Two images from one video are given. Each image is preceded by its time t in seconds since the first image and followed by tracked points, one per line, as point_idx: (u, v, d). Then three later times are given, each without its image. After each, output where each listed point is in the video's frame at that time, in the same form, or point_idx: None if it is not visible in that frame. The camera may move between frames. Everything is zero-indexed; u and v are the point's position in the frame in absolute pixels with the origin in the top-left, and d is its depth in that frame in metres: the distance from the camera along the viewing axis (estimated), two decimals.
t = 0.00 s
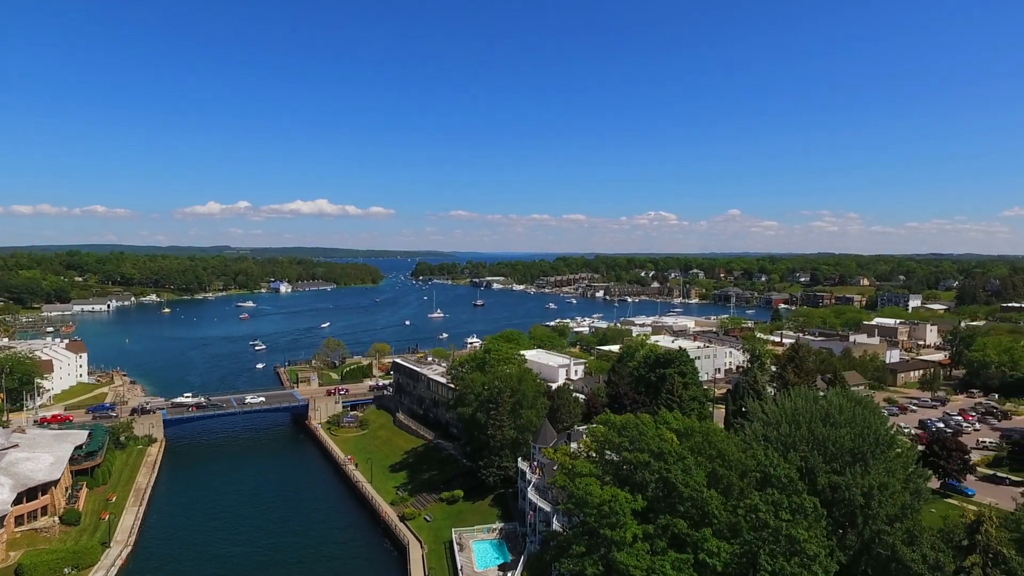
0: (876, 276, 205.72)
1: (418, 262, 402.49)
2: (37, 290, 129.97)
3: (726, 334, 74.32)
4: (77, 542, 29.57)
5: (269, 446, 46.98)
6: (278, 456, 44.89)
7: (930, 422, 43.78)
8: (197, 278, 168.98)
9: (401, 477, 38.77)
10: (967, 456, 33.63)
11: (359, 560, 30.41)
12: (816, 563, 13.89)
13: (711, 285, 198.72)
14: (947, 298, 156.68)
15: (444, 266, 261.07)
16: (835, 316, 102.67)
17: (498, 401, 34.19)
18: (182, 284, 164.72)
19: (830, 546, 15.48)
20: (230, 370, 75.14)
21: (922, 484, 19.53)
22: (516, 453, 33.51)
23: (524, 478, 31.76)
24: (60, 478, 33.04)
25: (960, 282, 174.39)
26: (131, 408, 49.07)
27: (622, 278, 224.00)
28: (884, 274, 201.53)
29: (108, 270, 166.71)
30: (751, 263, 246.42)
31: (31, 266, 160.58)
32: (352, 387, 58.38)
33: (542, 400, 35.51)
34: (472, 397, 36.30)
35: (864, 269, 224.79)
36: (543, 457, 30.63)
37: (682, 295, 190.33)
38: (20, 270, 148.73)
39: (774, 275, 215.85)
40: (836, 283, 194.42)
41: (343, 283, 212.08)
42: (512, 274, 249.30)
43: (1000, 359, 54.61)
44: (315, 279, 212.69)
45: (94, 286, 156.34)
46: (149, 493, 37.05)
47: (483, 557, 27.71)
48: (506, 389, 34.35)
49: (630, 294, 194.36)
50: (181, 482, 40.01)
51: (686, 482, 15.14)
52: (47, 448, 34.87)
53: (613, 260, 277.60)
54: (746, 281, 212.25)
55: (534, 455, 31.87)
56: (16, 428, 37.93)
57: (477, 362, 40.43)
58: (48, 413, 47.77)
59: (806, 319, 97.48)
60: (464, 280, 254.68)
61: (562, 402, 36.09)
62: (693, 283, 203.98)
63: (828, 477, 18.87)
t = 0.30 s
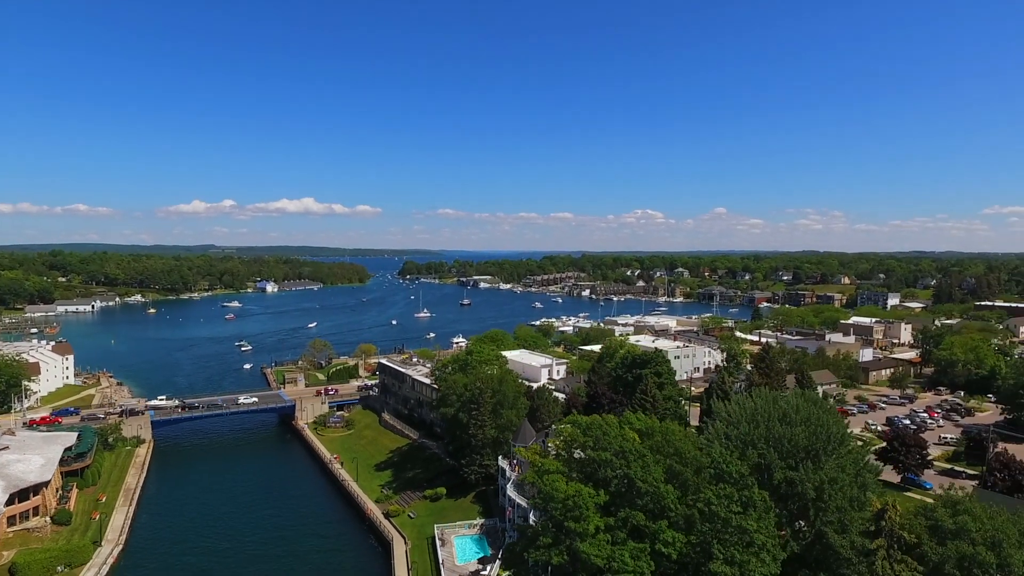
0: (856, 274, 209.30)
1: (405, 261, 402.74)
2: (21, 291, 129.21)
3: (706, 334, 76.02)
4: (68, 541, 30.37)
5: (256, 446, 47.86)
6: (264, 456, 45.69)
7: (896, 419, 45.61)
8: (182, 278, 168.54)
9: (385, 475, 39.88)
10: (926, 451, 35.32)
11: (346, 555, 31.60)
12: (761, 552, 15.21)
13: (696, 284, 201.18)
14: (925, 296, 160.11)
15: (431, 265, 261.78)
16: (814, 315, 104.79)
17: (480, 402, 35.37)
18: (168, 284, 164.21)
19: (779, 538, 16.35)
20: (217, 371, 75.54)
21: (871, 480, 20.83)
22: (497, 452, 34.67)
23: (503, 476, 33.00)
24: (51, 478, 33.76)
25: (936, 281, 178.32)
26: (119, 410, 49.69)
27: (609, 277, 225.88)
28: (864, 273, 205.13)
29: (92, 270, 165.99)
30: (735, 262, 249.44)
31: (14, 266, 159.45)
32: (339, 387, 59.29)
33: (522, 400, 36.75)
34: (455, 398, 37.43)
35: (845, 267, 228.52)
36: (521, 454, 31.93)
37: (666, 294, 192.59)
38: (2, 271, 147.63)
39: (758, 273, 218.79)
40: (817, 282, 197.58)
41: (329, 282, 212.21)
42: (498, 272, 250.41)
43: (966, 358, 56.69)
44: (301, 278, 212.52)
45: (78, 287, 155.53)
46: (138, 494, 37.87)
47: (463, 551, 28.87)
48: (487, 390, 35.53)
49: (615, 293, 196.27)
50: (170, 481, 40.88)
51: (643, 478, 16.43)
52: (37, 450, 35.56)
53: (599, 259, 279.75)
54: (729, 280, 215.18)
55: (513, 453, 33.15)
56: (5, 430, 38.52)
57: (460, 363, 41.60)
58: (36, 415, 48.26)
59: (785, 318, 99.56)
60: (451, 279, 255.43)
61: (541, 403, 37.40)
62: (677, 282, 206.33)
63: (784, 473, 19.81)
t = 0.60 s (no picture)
0: (835, 273, 213.06)
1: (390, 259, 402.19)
2: None
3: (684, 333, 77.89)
4: (57, 541, 31.21)
5: (240, 447, 48.71)
6: (248, 456, 46.56)
7: (860, 415, 47.60)
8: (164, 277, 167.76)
9: (368, 474, 41.04)
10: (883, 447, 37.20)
11: (330, 550, 32.82)
12: (709, 541, 16.57)
13: (678, 283, 203.71)
14: (899, 295, 163.94)
15: (416, 264, 262.23)
16: (790, 314, 107.29)
17: (459, 402, 36.63)
18: (149, 284, 163.34)
19: (727, 528, 17.61)
20: (200, 372, 76.06)
21: (818, 476, 22.33)
22: (476, 451, 35.95)
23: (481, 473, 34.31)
24: (39, 480, 34.49)
25: (911, 279, 182.69)
26: (104, 412, 50.28)
27: (592, 276, 227.72)
28: (842, 272, 208.93)
29: (73, 270, 164.75)
30: (717, 260, 252.67)
31: None
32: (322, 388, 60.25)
33: (500, 401, 38.06)
34: (435, 399, 38.63)
35: (823, 266, 232.47)
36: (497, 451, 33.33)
37: (649, 293, 194.80)
38: None
39: (739, 272, 221.66)
40: (796, 281, 200.97)
41: (313, 281, 212.03)
42: (483, 271, 251.40)
43: (929, 356, 58.98)
44: (285, 277, 212.04)
45: (58, 287, 154.36)
46: (124, 494, 38.67)
47: (442, 545, 30.17)
48: (466, 391, 36.79)
49: (599, 292, 198.10)
50: (155, 482, 41.68)
51: (602, 475, 17.85)
52: (24, 452, 36.22)
53: (583, 257, 281.83)
54: (711, 278, 218.13)
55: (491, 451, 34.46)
56: None
57: (440, 364, 42.84)
58: (20, 418, 48.72)
59: (762, 317, 101.85)
60: (436, 278, 255.96)
61: (518, 403, 38.76)
62: (659, 280, 209.02)
63: (738, 469, 21.27)
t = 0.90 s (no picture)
0: (816, 271, 216.20)
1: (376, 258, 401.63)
2: None
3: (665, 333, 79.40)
4: (45, 542, 31.84)
5: (226, 448, 49.44)
6: (234, 457, 47.30)
7: (831, 413, 49.27)
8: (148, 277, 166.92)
9: (352, 474, 41.99)
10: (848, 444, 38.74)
11: (315, 549, 33.65)
12: (668, 534, 17.65)
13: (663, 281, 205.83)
14: (878, 293, 167.10)
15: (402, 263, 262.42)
16: (770, 313, 109.35)
17: (440, 403, 37.69)
18: (133, 284, 162.39)
19: (688, 521, 18.61)
20: (185, 373, 76.38)
21: (778, 472, 23.62)
22: (456, 450, 37.00)
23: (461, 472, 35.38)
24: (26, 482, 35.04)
25: (890, 278, 186.09)
26: (90, 414, 50.72)
27: (578, 275, 229.29)
28: (823, 271, 212.06)
29: (55, 271, 163.60)
30: (701, 259, 255.32)
31: None
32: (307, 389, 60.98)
33: (480, 401, 39.18)
34: (417, 400, 39.63)
35: (805, 264, 235.63)
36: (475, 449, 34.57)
37: (634, 292, 196.66)
38: None
39: (723, 271, 224.04)
40: (778, 280, 203.71)
41: (299, 280, 211.70)
42: (469, 270, 252.17)
43: (900, 355, 60.87)
44: (271, 277, 211.49)
45: (40, 288, 153.24)
46: (111, 495, 39.35)
47: (423, 542, 31.23)
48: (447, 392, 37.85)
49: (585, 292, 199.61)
50: (141, 483, 42.35)
51: (567, 473, 19.08)
52: (11, 455, 36.74)
53: (569, 256, 283.48)
54: (695, 277, 220.68)
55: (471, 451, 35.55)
56: None
57: (422, 366, 43.86)
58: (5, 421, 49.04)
59: (743, 316, 103.71)
60: (422, 277, 256.32)
61: (498, 403, 39.92)
62: (645, 279, 211.04)
63: (701, 467, 22.49)
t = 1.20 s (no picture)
0: (798, 271, 219.37)
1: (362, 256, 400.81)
2: None
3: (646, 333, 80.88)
4: (34, 542, 32.49)
5: (212, 448, 50.20)
6: (219, 458, 48.05)
7: (802, 411, 50.88)
8: (131, 277, 166.00)
9: (336, 473, 42.89)
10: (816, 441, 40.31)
11: (298, 547, 34.52)
12: (631, 528, 18.80)
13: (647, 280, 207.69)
14: (858, 293, 170.09)
15: (388, 262, 262.55)
16: (750, 313, 111.25)
17: (421, 405, 38.76)
18: (116, 284, 161.43)
19: (650, 515, 19.70)
20: (171, 374, 76.68)
21: (740, 467, 24.91)
22: (437, 450, 37.98)
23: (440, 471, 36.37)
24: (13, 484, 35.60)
25: (869, 277, 189.34)
26: (75, 416, 51.17)
27: (564, 275, 230.77)
28: (805, 270, 215.25)
29: (37, 271, 162.15)
30: (686, 258, 257.74)
31: None
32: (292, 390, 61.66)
33: (462, 401, 40.27)
34: (399, 401, 40.66)
35: (788, 263, 238.83)
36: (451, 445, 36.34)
37: (619, 291, 198.48)
38: None
39: (707, 270, 226.50)
40: (761, 279, 206.59)
41: (284, 280, 211.30)
42: (456, 269, 252.83)
43: (871, 354, 62.79)
44: (256, 277, 210.86)
45: (22, 288, 151.91)
46: (98, 496, 40.05)
47: (405, 538, 32.30)
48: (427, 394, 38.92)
49: (570, 291, 201.06)
50: (128, 483, 43.11)
51: (535, 471, 20.26)
52: None
53: (555, 255, 284.85)
54: (679, 277, 223.11)
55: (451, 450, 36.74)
56: None
57: (405, 368, 44.92)
58: None
59: (723, 315, 105.59)
60: (409, 277, 256.57)
61: (478, 404, 41.10)
62: (630, 278, 213.00)
63: (667, 464, 23.74)
